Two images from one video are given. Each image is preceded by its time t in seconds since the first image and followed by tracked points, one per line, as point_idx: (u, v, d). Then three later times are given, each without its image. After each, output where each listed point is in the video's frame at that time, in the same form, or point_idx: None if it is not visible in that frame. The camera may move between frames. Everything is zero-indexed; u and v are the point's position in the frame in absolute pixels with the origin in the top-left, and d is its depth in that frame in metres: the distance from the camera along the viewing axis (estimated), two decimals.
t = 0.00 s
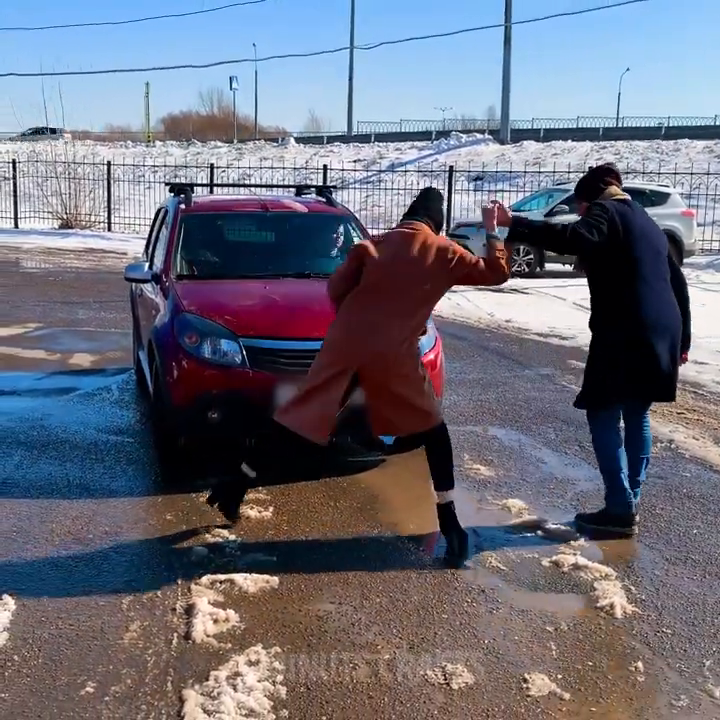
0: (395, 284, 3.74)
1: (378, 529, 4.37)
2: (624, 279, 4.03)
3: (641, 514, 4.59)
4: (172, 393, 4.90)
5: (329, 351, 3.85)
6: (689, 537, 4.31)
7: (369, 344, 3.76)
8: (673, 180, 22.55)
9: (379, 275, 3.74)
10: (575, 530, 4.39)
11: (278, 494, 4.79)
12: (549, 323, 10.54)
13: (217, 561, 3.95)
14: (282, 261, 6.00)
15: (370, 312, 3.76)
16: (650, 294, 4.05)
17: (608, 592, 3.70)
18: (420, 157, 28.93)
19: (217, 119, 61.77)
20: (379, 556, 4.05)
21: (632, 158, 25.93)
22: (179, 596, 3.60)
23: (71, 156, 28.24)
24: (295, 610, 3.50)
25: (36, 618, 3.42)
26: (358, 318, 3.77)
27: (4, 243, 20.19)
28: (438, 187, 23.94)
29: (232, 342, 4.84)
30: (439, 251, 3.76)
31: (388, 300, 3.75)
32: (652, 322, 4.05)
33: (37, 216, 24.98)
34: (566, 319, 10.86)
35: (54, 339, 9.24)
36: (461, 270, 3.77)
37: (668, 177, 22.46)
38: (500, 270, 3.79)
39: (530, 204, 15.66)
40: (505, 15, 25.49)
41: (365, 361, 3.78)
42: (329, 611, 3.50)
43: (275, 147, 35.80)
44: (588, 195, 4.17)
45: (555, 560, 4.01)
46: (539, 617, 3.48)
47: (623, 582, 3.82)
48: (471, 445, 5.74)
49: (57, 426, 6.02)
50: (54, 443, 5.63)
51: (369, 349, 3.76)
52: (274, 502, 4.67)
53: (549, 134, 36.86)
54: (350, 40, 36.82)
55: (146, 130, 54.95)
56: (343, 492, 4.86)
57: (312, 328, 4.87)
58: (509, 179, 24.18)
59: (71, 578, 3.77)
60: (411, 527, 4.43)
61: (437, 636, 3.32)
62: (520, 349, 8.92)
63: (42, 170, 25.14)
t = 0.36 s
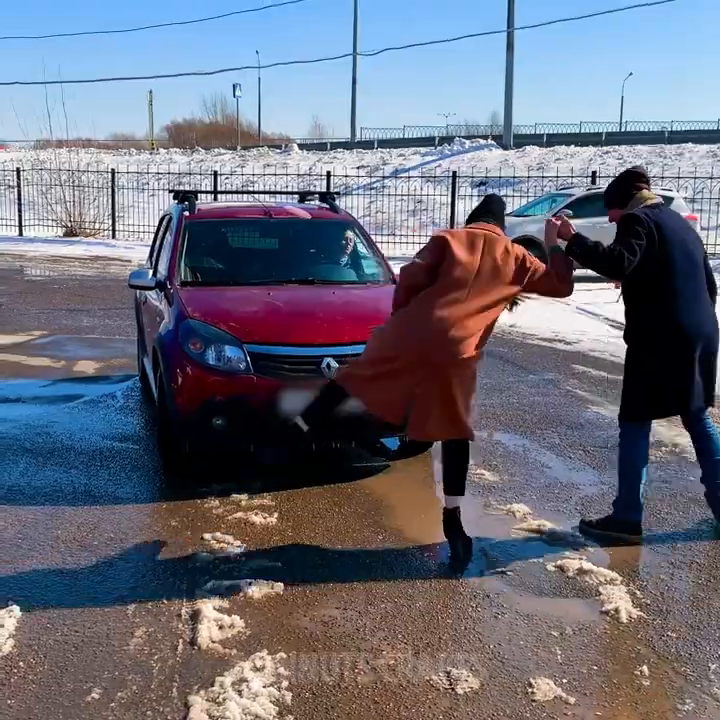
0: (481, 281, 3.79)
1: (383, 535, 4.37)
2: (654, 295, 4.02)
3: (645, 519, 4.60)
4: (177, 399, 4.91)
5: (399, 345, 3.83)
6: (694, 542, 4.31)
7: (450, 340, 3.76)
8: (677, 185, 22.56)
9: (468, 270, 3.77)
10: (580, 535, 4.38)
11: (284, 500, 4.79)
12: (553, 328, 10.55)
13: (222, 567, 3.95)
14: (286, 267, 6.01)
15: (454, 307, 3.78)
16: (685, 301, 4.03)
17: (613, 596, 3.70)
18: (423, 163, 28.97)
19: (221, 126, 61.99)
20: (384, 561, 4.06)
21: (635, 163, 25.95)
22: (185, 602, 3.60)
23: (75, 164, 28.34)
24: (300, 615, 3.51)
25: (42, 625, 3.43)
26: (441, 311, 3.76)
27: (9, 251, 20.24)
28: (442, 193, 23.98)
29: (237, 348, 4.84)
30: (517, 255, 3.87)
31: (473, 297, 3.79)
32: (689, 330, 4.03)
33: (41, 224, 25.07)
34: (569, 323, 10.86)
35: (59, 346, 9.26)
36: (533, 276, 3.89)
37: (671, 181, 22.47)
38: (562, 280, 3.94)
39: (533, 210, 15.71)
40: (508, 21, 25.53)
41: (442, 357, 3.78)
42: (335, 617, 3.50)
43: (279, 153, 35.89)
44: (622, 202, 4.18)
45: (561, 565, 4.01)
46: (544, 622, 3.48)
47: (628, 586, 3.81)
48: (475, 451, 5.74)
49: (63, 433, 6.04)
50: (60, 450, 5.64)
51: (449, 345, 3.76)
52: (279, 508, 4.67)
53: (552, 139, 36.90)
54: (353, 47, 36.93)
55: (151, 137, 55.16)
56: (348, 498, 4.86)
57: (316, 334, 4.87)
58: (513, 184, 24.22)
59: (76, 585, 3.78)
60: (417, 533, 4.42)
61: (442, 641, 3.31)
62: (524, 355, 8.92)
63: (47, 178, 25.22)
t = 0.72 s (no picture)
0: (526, 287, 3.83)
1: (392, 539, 4.37)
2: (717, 327, 3.97)
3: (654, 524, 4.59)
4: (185, 404, 4.92)
5: (441, 347, 3.87)
6: (703, 547, 4.30)
7: (495, 346, 3.80)
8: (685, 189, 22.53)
9: (513, 277, 3.79)
10: (588, 540, 4.38)
11: (292, 504, 4.79)
12: (561, 332, 10.53)
13: (230, 571, 3.96)
14: (294, 272, 6.01)
15: (499, 312, 3.79)
16: None
17: (622, 601, 3.69)
18: (431, 167, 29.00)
19: (229, 131, 62.15)
20: (392, 565, 4.05)
21: (643, 167, 25.92)
22: (193, 606, 3.61)
23: (84, 168, 28.45)
24: (308, 619, 3.51)
25: (51, 629, 3.43)
26: (486, 318, 3.78)
27: (18, 255, 20.32)
28: (450, 198, 23.99)
29: (245, 352, 4.85)
30: (552, 258, 3.95)
31: (517, 302, 3.83)
32: None
33: (50, 228, 25.17)
34: (578, 328, 10.84)
35: (68, 350, 9.29)
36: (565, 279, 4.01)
37: (679, 186, 22.44)
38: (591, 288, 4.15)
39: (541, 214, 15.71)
40: (516, 25, 25.54)
41: (485, 362, 3.83)
42: (343, 621, 3.50)
43: (287, 158, 35.95)
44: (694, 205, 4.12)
45: (569, 570, 4.00)
46: (552, 627, 3.47)
47: (637, 591, 3.80)
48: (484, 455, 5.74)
49: (71, 437, 6.05)
50: (69, 454, 5.66)
51: (494, 350, 3.80)
52: (287, 513, 4.68)
53: (560, 143, 36.88)
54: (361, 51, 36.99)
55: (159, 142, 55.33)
56: (356, 502, 4.86)
57: (323, 338, 4.87)
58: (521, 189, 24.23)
59: (85, 588, 3.79)
60: (425, 537, 4.42)
61: (451, 646, 3.31)
62: (532, 359, 8.92)
63: (56, 182, 25.32)
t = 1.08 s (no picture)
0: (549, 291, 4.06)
1: (401, 542, 4.37)
2: None
3: (665, 529, 4.58)
4: (195, 405, 4.94)
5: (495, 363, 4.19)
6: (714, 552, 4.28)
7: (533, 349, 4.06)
8: (696, 193, 22.47)
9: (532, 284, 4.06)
10: (598, 544, 4.37)
11: (301, 507, 4.80)
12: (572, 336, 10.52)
13: (239, 573, 3.96)
14: (304, 274, 6.02)
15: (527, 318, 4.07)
16: None
17: (632, 605, 3.68)
18: (441, 170, 29.00)
19: (240, 134, 62.32)
20: (401, 568, 4.05)
21: (655, 170, 25.86)
22: (203, 608, 3.62)
23: (96, 171, 28.56)
24: (317, 621, 3.51)
25: (61, 629, 3.45)
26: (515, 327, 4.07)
27: (30, 258, 20.43)
28: (460, 201, 23.98)
29: (255, 355, 4.86)
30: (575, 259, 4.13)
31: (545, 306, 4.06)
32: None
33: (62, 231, 25.28)
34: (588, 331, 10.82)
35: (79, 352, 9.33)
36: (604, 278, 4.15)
37: (691, 189, 22.38)
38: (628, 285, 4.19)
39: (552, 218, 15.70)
40: (527, 28, 25.50)
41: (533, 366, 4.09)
42: (352, 623, 3.50)
43: (297, 161, 36.01)
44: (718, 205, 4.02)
45: (579, 573, 3.99)
46: (562, 630, 3.47)
47: (647, 595, 3.79)
48: (494, 458, 5.73)
49: (82, 438, 6.07)
50: (79, 456, 5.68)
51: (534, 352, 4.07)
52: (296, 515, 4.68)
53: (571, 146, 36.83)
54: (371, 55, 37.01)
55: (170, 144, 55.60)
56: (365, 505, 4.86)
57: (333, 341, 4.87)
58: (532, 192, 24.21)
59: (95, 589, 3.80)
60: (435, 540, 4.41)
61: (460, 649, 3.31)
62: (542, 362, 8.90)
63: (67, 185, 25.43)
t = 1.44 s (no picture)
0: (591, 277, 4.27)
1: (409, 544, 4.37)
2: None
3: (673, 531, 4.58)
4: (204, 407, 4.95)
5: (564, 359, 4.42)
6: None
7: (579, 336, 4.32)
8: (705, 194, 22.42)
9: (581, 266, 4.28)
10: (606, 546, 4.37)
11: (310, 508, 4.80)
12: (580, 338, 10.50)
13: (248, 574, 3.97)
14: (313, 276, 6.03)
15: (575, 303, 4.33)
16: None
17: (640, 608, 3.67)
18: (450, 172, 29.00)
19: (250, 136, 62.49)
20: (409, 569, 4.06)
21: (664, 172, 25.80)
22: (211, 608, 3.63)
23: (105, 173, 28.67)
24: (326, 623, 3.52)
25: (70, 629, 3.46)
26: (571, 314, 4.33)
27: (40, 258, 20.52)
28: (469, 203, 23.96)
29: (264, 356, 4.87)
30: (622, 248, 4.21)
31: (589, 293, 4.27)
32: None
33: (72, 231, 25.39)
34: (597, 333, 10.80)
35: (88, 353, 9.37)
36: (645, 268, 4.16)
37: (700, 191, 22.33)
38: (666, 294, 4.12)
39: (561, 220, 15.69)
40: (537, 30, 25.48)
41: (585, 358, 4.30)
42: (360, 624, 3.51)
43: (306, 162, 36.05)
44: None
45: (587, 575, 3.99)
46: (570, 632, 3.47)
47: (655, 598, 3.79)
48: (502, 460, 5.73)
49: (91, 439, 6.09)
50: (88, 457, 5.69)
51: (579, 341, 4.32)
52: (304, 516, 4.69)
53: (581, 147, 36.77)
54: (380, 56, 37.03)
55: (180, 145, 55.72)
56: (373, 507, 4.87)
57: (342, 342, 4.88)
58: (541, 193, 24.19)
59: (104, 589, 3.82)
60: (443, 542, 4.42)
61: (468, 651, 3.31)
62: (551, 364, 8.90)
63: (77, 186, 25.53)
